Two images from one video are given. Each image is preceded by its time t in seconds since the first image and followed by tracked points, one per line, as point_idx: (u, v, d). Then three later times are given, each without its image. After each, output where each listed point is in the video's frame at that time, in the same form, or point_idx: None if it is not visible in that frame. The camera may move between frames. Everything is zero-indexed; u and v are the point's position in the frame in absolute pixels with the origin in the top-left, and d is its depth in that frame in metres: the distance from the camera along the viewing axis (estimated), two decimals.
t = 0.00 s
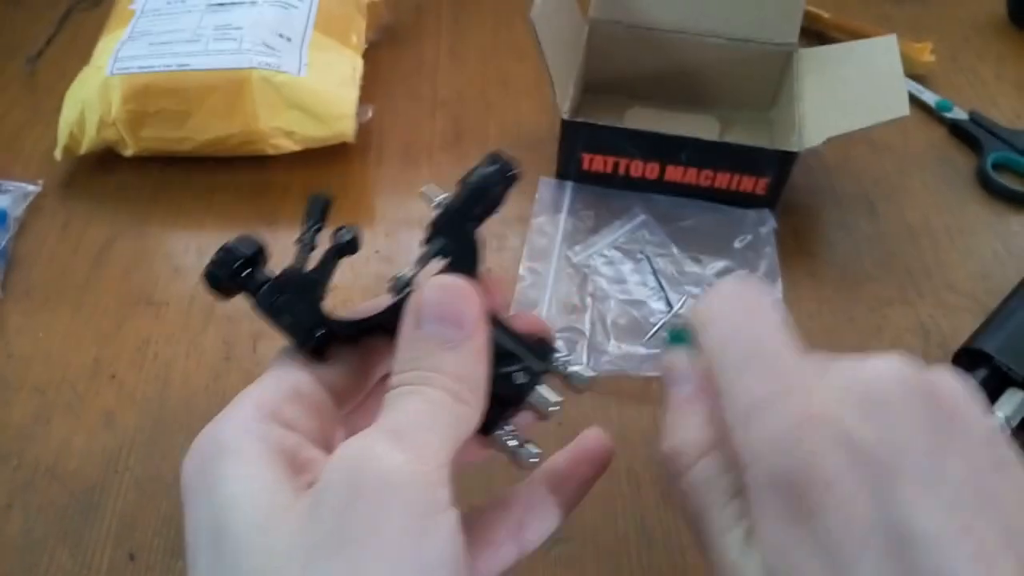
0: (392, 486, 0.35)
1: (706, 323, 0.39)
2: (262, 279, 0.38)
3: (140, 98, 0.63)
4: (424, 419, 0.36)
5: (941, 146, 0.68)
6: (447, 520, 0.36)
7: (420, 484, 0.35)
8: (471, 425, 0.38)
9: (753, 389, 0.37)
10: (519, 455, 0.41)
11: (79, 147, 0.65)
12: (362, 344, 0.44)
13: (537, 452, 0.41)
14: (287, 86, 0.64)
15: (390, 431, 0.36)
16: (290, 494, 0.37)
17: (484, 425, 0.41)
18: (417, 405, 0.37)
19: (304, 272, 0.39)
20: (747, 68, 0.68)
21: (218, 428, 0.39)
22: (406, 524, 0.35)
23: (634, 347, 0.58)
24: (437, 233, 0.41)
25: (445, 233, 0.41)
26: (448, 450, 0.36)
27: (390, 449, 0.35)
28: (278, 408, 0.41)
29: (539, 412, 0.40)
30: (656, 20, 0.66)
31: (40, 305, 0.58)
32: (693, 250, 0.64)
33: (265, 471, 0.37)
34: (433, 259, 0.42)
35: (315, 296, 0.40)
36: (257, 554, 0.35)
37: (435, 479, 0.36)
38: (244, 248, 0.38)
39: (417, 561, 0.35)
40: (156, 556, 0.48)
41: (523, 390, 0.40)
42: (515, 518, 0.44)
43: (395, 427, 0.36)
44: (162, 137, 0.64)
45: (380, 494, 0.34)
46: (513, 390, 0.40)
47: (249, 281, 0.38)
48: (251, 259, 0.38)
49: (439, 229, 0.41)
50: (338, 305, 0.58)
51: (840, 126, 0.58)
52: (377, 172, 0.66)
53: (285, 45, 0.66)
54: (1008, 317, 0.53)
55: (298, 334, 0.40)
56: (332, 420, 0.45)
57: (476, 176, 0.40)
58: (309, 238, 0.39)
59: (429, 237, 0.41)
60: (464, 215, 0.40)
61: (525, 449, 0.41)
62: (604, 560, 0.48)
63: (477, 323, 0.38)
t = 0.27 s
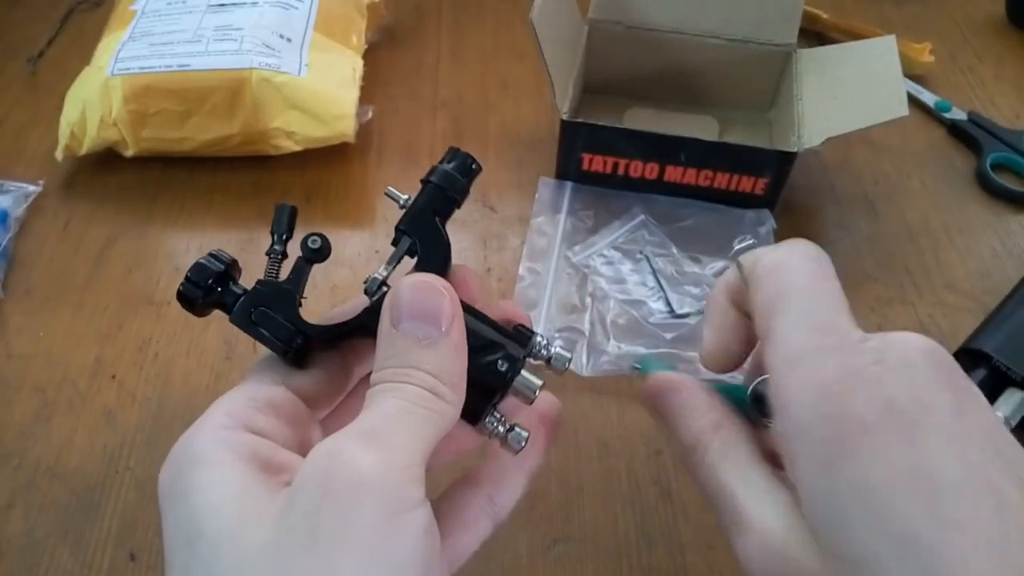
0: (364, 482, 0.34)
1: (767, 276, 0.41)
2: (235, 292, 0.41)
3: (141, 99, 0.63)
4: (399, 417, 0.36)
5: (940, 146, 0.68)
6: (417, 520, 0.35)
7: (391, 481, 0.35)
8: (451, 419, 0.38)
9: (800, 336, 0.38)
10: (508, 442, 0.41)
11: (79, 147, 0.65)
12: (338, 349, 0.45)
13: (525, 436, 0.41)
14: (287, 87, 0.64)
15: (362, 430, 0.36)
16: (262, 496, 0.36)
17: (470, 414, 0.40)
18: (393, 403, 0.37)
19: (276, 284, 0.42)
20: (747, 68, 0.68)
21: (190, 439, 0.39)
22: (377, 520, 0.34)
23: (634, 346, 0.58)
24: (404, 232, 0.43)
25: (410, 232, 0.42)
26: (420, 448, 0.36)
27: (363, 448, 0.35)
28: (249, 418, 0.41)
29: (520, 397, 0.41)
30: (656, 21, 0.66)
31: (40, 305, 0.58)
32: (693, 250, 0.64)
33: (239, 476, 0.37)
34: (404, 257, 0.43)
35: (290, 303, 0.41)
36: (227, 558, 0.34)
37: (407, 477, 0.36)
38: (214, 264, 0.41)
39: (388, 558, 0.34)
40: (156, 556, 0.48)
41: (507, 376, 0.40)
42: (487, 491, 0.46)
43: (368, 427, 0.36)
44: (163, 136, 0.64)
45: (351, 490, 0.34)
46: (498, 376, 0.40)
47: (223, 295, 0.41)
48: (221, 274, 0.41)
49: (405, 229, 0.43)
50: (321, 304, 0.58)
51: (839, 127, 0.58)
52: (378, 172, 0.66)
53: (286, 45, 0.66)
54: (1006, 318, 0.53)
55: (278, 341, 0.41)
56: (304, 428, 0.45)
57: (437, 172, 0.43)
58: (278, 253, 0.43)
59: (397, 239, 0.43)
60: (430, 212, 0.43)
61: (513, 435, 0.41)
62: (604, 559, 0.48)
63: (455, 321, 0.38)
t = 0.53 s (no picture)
0: (346, 468, 0.35)
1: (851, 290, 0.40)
2: (241, 290, 0.41)
3: (141, 99, 0.63)
4: (386, 401, 0.37)
5: (940, 146, 0.68)
6: (400, 503, 0.36)
7: (372, 466, 0.36)
8: (443, 400, 0.38)
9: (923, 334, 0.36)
10: (516, 422, 0.41)
11: (79, 147, 0.65)
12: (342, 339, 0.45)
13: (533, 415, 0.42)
14: (287, 86, 0.64)
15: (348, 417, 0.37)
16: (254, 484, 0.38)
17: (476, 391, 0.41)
18: (383, 387, 0.38)
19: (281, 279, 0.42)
20: (747, 68, 0.68)
21: (194, 429, 0.41)
22: (357, 505, 0.35)
23: (634, 346, 0.58)
24: (402, 223, 0.43)
25: (406, 222, 0.43)
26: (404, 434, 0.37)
27: (346, 434, 0.36)
28: (252, 409, 0.43)
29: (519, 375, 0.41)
30: (656, 21, 0.66)
31: (40, 306, 0.58)
32: (693, 250, 0.64)
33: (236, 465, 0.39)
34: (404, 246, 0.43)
35: (295, 296, 0.41)
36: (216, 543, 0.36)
37: (391, 461, 0.36)
38: (219, 264, 0.40)
39: (367, 544, 0.35)
40: (156, 556, 0.48)
41: (505, 356, 0.40)
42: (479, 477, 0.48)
43: (355, 414, 0.37)
44: (164, 137, 0.64)
45: (331, 477, 0.35)
46: (496, 356, 0.40)
47: (230, 294, 0.41)
48: (228, 273, 0.40)
49: (403, 220, 0.43)
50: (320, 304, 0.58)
51: (839, 127, 0.58)
52: (378, 172, 0.66)
53: (286, 45, 0.66)
54: (1006, 318, 0.53)
55: (284, 334, 0.41)
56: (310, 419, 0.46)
57: (431, 161, 0.43)
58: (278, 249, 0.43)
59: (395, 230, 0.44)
60: (426, 201, 0.43)
61: (517, 415, 0.41)
62: (604, 559, 0.48)
63: (445, 302, 0.38)
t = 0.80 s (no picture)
0: (312, 459, 0.35)
1: None
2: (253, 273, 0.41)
3: (141, 99, 0.63)
4: (361, 391, 0.37)
5: (940, 146, 0.68)
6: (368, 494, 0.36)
7: (338, 458, 0.35)
8: (421, 390, 0.37)
9: None
10: (506, 419, 0.38)
11: (80, 147, 0.65)
12: (344, 328, 0.44)
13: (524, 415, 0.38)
14: (287, 86, 0.64)
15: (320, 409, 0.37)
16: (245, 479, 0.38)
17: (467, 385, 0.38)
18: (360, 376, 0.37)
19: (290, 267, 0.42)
20: (747, 68, 0.68)
21: (205, 425, 0.42)
22: (320, 496, 0.35)
23: (634, 346, 0.58)
24: (411, 219, 0.43)
25: (416, 218, 0.43)
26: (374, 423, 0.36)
27: (316, 425, 0.36)
28: (259, 405, 0.43)
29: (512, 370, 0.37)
30: (656, 21, 0.66)
31: (41, 306, 0.58)
32: (693, 250, 0.64)
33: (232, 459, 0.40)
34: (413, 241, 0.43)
35: (301, 280, 0.41)
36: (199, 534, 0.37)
37: (359, 452, 0.36)
38: (235, 249, 0.42)
39: (331, 535, 0.35)
40: (156, 556, 0.48)
41: (494, 347, 0.37)
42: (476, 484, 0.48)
43: (328, 405, 0.37)
44: (164, 137, 0.64)
45: (296, 468, 0.35)
46: (484, 346, 0.37)
47: (243, 277, 0.41)
48: (242, 257, 0.41)
49: (412, 216, 0.43)
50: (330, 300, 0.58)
51: (839, 127, 0.58)
52: (378, 172, 0.66)
53: (286, 45, 0.66)
54: (1006, 318, 0.53)
55: (288, 315, 0.41)
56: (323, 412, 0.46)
57: (440, 160, 0.44)
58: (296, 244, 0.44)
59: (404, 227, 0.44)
60: (435, 196, 0.44)
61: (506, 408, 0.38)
62: (605, 560, 0.48)
63: (418, 290, 0.37)
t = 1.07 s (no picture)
0: (302, 521, 0.35)
1: None
2: (251, 312, 0.38)
3: (141, 99, 0.63)
4: (356, 456, 0.37)
5: (940, 146, 0.68)
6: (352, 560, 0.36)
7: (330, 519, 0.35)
8: (416, 462, 0.38)
9: None
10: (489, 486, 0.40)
11: (80, 147, 0.64)
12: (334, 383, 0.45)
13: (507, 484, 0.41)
14: (287, 86, 0.64)
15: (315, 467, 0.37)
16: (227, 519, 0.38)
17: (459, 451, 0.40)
18: (357, 440, 0.37)
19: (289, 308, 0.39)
20: (747, 69, 0.68)
21: (186, 461, 0.42)
22: (305, 563, 0.35)
23: (634, 346, 0.58)
24: (416, 282, 0.40)
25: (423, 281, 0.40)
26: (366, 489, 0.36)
27: (309, 486, 0.36)
28: (242, 446, 0.43)
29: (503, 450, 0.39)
30: (656, 21, 0.66)
31: (41, 306, 0.58)
32: (693, 250, 0.64)
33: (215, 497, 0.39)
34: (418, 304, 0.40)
35: (302, 330, 0.39)
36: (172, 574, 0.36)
37: (350, 515, 0.36)
38: (235, 284, 0.37)
39: None
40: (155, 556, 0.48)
41: (494, 432, 0.38)
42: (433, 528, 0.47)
43: (323, 465, 0.37)
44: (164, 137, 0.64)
45: (286, 529, 0.35)
46: (482, 429, 0.38)
47: (241, 315, 0.38)
48: (241, 294, 0.37)
49: (417, 278, 0.40)
50: (329, 331, 0.57)
51: (839, 127, 0.58)
52: (378, 172, 0.66)
53: (286, 45, 0.66)
54: (1005, 318, 0.53)
55: (284, 367, 0.39)
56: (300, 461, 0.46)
57: (448, 217, 0.40)
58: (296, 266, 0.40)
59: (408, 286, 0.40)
60: (442, 255, 0.40)
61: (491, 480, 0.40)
62: (605, 560, 0.48)
63: (431, 363, 0.37)
